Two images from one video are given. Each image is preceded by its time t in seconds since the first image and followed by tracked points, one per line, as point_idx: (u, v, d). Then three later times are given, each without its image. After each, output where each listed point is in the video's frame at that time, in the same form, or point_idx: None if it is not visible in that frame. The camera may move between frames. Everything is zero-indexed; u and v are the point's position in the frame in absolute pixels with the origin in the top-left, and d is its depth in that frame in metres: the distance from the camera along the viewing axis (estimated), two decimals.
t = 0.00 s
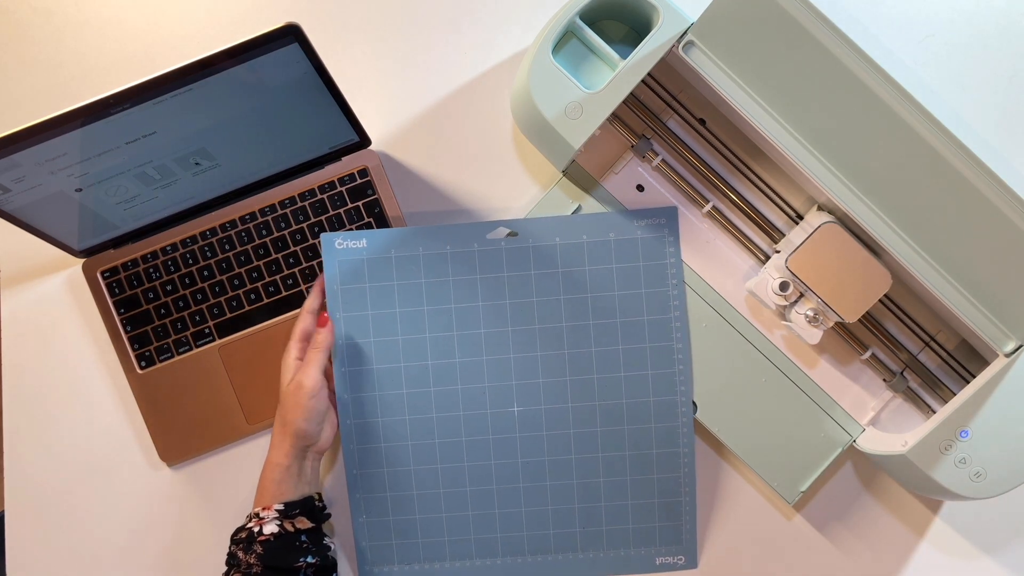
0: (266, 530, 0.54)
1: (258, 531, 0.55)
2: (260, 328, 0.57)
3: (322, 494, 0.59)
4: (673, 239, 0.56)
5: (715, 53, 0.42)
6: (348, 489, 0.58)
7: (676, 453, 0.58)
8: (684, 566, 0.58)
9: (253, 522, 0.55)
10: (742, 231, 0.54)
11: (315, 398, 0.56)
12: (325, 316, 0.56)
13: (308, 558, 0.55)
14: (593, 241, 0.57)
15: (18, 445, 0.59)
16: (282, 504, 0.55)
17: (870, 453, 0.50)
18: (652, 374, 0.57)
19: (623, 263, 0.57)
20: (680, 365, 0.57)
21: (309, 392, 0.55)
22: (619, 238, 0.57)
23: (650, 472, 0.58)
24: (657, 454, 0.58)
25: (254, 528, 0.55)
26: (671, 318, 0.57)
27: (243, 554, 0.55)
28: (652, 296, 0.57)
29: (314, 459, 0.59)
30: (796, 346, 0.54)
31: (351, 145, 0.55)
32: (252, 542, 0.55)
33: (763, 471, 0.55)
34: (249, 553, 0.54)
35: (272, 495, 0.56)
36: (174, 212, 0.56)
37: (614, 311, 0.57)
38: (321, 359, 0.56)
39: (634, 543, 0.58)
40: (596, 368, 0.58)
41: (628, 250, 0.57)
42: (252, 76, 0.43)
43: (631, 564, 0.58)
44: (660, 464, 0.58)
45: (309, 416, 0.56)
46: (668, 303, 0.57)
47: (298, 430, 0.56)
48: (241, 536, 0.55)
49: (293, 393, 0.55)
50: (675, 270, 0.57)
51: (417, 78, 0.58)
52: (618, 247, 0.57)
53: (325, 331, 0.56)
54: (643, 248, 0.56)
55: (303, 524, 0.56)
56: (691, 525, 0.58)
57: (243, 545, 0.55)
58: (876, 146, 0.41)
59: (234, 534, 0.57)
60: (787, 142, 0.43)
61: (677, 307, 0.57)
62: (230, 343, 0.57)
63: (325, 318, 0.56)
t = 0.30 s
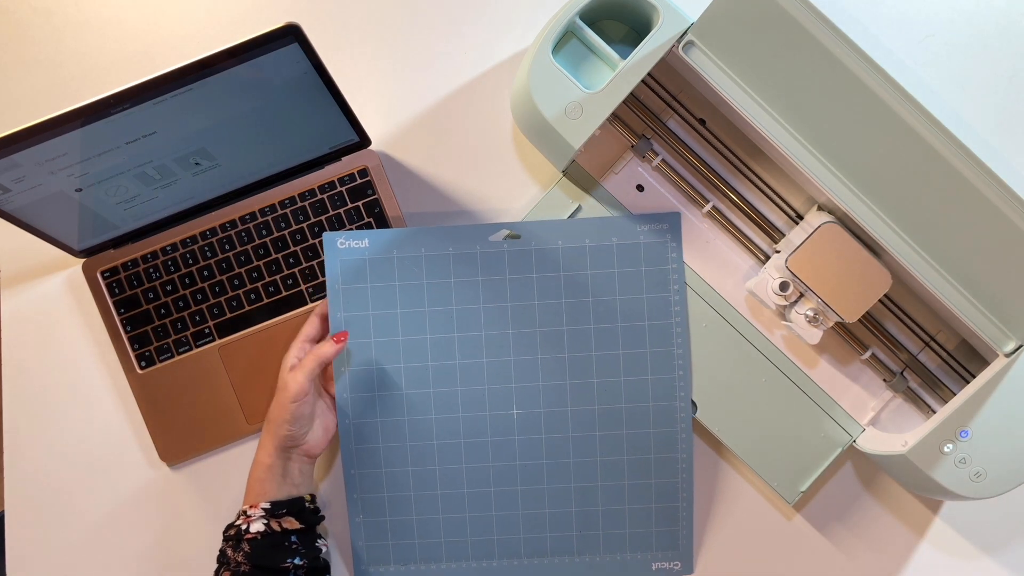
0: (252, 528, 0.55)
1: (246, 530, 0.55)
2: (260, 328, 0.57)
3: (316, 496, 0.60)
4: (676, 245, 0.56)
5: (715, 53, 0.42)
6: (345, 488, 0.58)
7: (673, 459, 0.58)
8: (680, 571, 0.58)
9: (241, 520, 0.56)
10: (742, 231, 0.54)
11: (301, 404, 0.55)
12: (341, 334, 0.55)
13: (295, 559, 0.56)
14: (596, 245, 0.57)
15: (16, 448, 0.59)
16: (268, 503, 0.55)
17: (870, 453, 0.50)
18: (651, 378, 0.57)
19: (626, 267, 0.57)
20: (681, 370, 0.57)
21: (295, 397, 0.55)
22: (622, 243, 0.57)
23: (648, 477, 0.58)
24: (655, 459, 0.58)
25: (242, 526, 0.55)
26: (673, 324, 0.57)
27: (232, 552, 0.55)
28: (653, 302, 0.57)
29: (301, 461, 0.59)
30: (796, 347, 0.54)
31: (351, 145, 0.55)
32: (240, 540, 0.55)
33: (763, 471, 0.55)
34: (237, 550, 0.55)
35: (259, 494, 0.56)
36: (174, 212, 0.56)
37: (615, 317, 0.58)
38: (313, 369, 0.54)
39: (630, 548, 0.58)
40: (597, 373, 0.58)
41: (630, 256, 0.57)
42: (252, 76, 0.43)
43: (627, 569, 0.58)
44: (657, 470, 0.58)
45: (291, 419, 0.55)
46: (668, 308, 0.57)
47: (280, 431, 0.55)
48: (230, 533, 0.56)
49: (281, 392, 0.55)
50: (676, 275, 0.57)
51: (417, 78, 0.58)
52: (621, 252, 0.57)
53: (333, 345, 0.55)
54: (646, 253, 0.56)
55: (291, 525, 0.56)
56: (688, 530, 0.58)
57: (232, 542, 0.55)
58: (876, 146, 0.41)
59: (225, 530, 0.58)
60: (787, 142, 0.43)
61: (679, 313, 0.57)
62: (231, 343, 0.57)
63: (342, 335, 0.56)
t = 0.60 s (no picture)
0: (249, 530, 0.55)
1: (243, 532, 0.55)
2: (260, 328, 0.57)
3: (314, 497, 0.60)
4: (673, 246, 0.56)
5: (715, 53, 0.42)
6: (343, 490, 0.58)
7: (671, 460, 0.58)
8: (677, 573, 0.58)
9: (238, 522, 0.55)
10: (742, 231, 0.54)
11: (303, 409, 0.55)
12: (346, 341, 0.55)
13: (292, 561, 0.55)
14: (592, 247, 0.57)
15: (15, 448, 0.60)
16: (265, 505, 0.55)
17: (870, 454, 0.50)
18: (649, 379, 0.58)
19: (622, 269, 0.57)
20: (677, 372, 0.57)
21: (299, 401, 0.55)
22: (619, 245, 0.57)
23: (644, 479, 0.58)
24: (651, 461, 0.58)
25: (239, 528, 0.55)
26: (670, 325, 0.57)
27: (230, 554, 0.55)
28: (650, 304, 0.57)
29: (298, 463, 0.59)
30: (796, 346, 0.54)
31: (351, 145, 0.55)
32: (237, 542, 0.55)
33: (762, 471, 0.55)
34: (234, 552, 0.55)
35: (255, 495, 0.56)
36: (174, 212, 0.56)
37: (612, 319, 0.58)
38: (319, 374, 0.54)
39: (628, 550, 0.58)
40: (594, 375, 0.58)
41: (627, 258, 0.57)
42: (252, 76, 0.43)
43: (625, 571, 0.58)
44: (655, 472, 0.58)
45: (293, 424, 0.55)
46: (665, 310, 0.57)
47: (281, 435, 0.55)
48: (228, 535, 0.56)
49: (284, 395, 0.55)
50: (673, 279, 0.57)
51: (417, 78, 0.58)
52: (618, 254, 0.57)
53: (338, 352, 0.54)
54: (642, 255, 0.56)
55: (288, 526, 0.56)
56: (685, 531, 0.58)
57: (230, 544, 0.55)
58: (876, 146, 0.41)
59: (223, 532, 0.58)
60: (787, 142, 0.43)
61: (676, 315, 0.57)
62: (231, 344, 0.57)
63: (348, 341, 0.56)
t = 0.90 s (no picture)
0: (250, 529, 0.54)
1: (243, 530, 0.55)
2: (260, 328, 0.57)
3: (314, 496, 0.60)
4: (674, 249, 0.56)
5: (715, 53, 0.42)
6: (342, 490, 0.58)
7: (671, 462, 0.58)
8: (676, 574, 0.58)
9: (239, 520, 0.55)
10: (742, 231, 0.54)
11: (307, 409, 0.55)
12: (350, 340, 0.55)
13: (293, 560, 0.55)
14: (592, 249, 0.57)
15: (14, 449, 0.59)
16: (267, 504, 0.55)
17: (870, 453, 0.50)
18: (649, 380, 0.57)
19: (623, 271, 0.57)
20: (677, 374, 0.57)
21: (303, 400, 0.55)
22: (619, 246, 0.57)
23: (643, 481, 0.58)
24: (650, 463, 0.58)
25: (239, 527, 0.55)
26: (670, 327, 0.57)
27: (230, 552, 0.55)
28: (650, 306, 0.57)
29: (298, 462, 0.58)
30: (796, 347, 0.54)
31: (351, 145, 0.55)
32: (238, 541, 0.55)
33: (762, 472, 0.55)
34: (235, 550, 0.55)
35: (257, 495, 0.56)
36: (175, 212, 0.56)
37: (612, 320, 0.57)
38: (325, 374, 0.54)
39: (627, 551, 0.58)
40: (594, 376, 0.57)
41: (628, 259, 0.57)
42: (252, 76, 0.43)
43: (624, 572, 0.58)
44: (654, 474, 0.58)
45: (296, 422, 0.55)
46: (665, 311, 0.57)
47: (283, 433, 0.55)
48: (228, 533, 0.56)
49: (289, 394, 0.55)
50: (674, 281, 0.57)
51: (417, 78, 0.58)
52: (618, 256, 0.57)
53: (342, 352, 0.55)
54: (643, 257, 0.56)
55: (288, 525, 0.56)
56: (684, 533, 0.58)
57: (230, 542, 0.55)
58: (876, 146, 0.41)
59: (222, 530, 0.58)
60: (788, 143, 0.43)
61: (676, 316, 0.57)
62: (231, 344, 0.57)
63: (352, 339, 0.56)
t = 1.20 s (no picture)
0: (251, 531, 0.54)
1: (245, 531, 0.55)
2: (260, 328, 0.57)
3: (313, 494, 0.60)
4: (676, 251, 0.56)
5: (716, 53, 0.42)
6: (342, 490, 0.58)
7: (670, 464, 0.58)
8: None
9: (240, 522, 0.55)
10: (741, 231, 0.54)
11: (307, 409, 0.56)
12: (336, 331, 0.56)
13: (294, 560, 0.55)
14: (594, 250, 0.57)
15: (14, 449, 0.60)
16: (268, 504, 0.55)
17: (870, 453, 0.50)
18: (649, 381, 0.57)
19: (624, 273, 0.57)
20: (678, 376, 0.57)
21: (302, 402, 0.55)
22: (621, 248, 0.57)
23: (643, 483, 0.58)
24: (649, 464, 0.58)
25: (241, 528, 0.55)
26: (672, 329, 0.57)
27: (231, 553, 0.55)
28: (652, 308, 0.57)
29: (300, 462, 0.58)
30: (796, 346, 0.54)
31: (351, 145, 0.55)
32: (239, 542, 0.55)
33: (762, 472, 0.55)
34: (236, 552, 0.55)
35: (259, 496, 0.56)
36: (175, 212, 0.56)
37: (613, 321, 0.57)
38: (320, 371, 0.56)
39: (626, 553, 0.58)
40: (594, 378, 0.57)
41: (630, 261, 0.57)
42: (251, 76, 0.43)
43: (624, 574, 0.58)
44: (654, 475, 0.58)
45: (297, 424, 0.55)
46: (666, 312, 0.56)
47: (284, 435, 0.55)
48: (229, 534, 0.56)
49: (285, 398, 0.55)
50: (675, 281, 0.57)
51: (416, 78, 0.58)
52: (620, 258, 0.57)
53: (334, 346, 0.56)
54: (645, 258, 0.56)
55: (289, 525, 0.56)
56: (683, 535, 0.58)
57: (231, 543, 0.55)
58: (876, 146, 0.41)
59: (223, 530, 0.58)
60: (788, 143, 0.43)
61: (677, 319, 0.57)
62: (231, 344, 0.57)
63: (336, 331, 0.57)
